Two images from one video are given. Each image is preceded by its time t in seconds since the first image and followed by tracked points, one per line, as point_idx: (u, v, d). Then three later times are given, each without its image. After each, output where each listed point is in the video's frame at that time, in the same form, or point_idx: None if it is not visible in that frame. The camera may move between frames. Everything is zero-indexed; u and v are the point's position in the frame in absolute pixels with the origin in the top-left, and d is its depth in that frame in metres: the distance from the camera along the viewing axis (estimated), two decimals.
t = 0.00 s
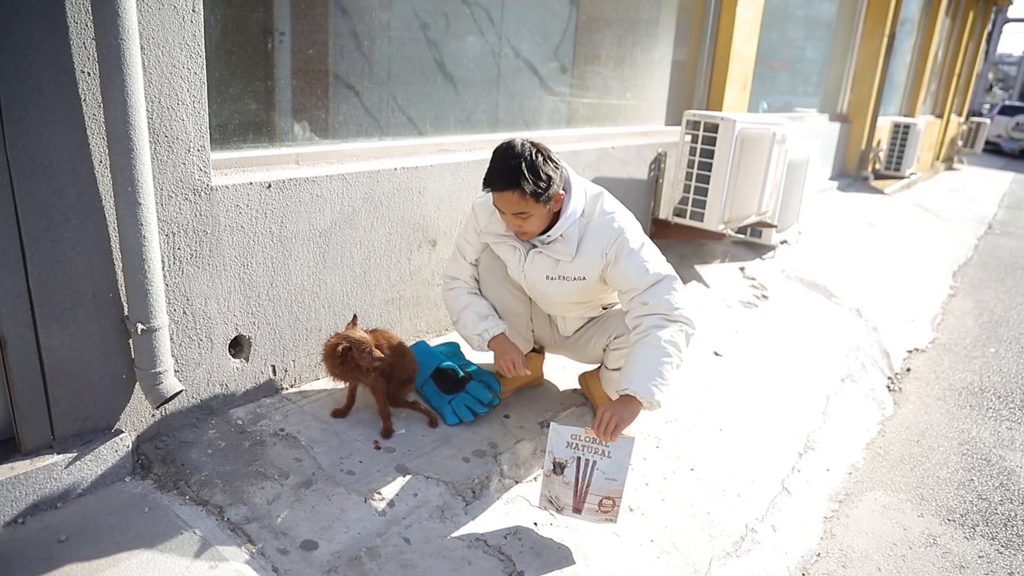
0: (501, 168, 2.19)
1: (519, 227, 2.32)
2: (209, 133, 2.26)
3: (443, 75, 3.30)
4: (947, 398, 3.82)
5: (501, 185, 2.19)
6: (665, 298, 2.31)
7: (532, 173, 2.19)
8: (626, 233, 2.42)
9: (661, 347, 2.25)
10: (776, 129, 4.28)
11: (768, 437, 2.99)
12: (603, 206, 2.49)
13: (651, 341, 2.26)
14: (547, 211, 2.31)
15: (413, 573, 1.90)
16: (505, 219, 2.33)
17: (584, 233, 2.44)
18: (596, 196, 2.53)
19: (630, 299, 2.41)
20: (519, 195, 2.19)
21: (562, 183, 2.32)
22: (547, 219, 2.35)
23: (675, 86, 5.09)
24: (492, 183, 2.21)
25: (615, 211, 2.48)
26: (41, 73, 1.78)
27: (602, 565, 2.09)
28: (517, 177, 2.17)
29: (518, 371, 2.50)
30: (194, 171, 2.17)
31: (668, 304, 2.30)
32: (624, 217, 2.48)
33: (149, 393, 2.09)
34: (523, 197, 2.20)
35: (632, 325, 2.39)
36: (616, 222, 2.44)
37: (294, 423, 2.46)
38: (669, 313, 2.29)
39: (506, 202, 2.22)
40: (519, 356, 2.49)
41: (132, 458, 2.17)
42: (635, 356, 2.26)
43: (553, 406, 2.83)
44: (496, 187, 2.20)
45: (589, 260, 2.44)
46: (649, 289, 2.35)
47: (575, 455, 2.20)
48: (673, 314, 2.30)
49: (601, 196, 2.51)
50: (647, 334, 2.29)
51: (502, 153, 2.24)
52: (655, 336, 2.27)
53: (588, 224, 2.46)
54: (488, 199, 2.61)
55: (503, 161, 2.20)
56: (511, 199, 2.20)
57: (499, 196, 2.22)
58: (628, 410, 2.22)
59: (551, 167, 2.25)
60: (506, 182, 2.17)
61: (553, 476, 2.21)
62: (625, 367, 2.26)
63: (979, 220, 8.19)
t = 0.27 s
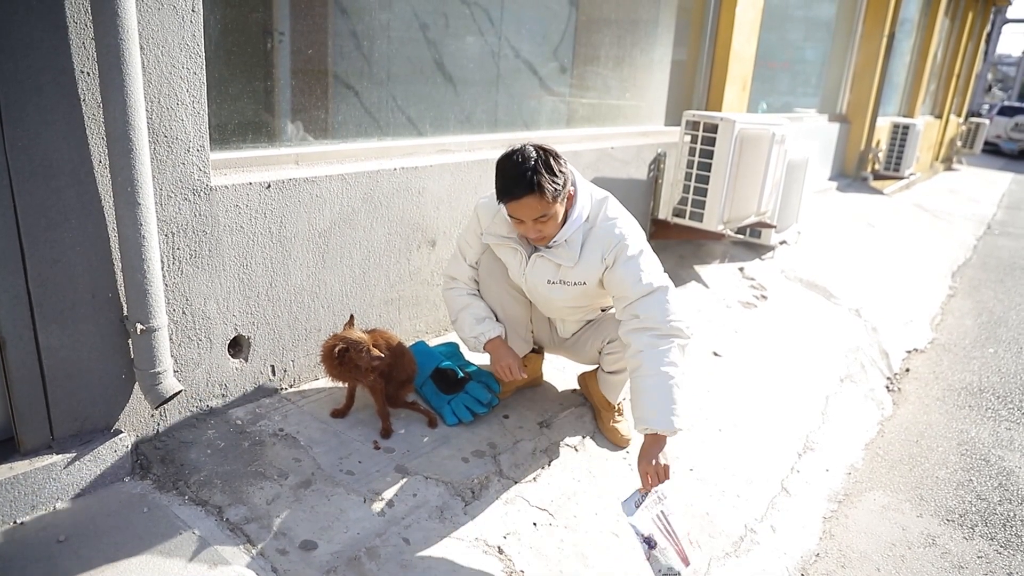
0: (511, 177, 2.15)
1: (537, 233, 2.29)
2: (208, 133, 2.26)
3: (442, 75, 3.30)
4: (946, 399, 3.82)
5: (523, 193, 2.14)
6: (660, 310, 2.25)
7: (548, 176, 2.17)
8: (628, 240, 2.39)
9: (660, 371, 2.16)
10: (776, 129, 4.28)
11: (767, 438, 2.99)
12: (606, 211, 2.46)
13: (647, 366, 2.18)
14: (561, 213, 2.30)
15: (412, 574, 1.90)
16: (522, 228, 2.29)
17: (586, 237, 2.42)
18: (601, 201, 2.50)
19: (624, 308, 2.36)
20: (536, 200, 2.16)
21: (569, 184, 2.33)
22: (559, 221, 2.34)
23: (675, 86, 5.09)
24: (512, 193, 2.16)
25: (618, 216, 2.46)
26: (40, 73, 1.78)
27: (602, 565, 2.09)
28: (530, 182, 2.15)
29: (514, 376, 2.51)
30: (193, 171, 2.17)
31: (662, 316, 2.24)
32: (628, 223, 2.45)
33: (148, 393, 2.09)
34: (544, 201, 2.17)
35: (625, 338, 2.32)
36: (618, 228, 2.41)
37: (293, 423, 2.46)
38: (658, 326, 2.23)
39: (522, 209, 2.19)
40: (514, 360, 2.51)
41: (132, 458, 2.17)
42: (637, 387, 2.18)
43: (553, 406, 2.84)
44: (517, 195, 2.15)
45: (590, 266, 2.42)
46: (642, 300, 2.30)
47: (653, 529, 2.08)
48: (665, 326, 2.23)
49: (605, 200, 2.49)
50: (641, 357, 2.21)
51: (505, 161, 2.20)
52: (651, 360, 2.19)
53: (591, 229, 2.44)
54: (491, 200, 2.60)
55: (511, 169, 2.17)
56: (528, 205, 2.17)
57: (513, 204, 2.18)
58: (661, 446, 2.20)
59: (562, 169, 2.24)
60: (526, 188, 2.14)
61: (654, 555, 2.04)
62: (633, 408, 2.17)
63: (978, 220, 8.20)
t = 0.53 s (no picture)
0: (516, 183, 2.14)
1: (539, 240, 2.28)
2: (207, 132, 2.26)
3: (442, 75, 3.30)
4: (945, 398, 3.82)
5: (524, 200, 2.14)
6: (655, 325, 2.22)
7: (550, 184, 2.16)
8: (628, 248, 2.36)
9: (651, 392, 2.16)
10: (775, 128, 4.28)
11: (766, 437, 2.99)
12: (609, 217, 2.44)
13: (638, 386, 2.18)
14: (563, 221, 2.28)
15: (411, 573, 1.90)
16: (524, 234, 2.28)
17: (588, 243, 2.40)
18: (604, 206, 2.48)
19: (621, 318, 2.33)
20: (541, 207, 2.16)
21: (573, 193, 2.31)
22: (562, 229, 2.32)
23: (674, 85, 5.09)
24: (513, 200, 2.15)
25: (620, 223, 2.43)
26: (39, 71, 1.77)
27: (601, 564, 2.09)
28: (534, 189, 2.14)
29: (509, 375, 2.53)
30: (192, 170, 2.17)
31: (657, 331, 2.20)
32: (630, 231, 2.42)
33: (147, 392, 2.09)
34: (545, 209, 2.16)
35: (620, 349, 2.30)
36: (619, 235, 2.38)
37: (293, 422, 2.46)
38: (650, 342, 2.20)
39: (527, 216, 2.18)
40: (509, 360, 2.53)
41: (131, 457, 2.17)
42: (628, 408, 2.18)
43: (552, 405, 2.84)
44: (518, 203, 2.15)
45: (590, 273, 2.40)
46: (638, 312, 2.26)
47: (654, 531, 2.26)
48: (658, 344, 2.20)
49: (609, 206, 2.47)
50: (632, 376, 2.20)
51: (510, 166, 2.20)
52: (643, 380, 2.18)
53: (593, 234, 2.41)
54: (493, 200, 2.60)
55: (515, 175, 2.16)
56: (533, 212, 2.16)
57: (517, 211, 2.17)
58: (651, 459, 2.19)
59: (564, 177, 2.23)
60: (527, 196, 2.13)
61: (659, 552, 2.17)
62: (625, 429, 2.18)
63: (977, 219, 8.20)
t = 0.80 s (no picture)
0: (507, 183, 2.18)
1: (523, 239, 2.33)
2: (207, 131, 2.25)
3: (442, 74, 3.30)
4: (945, 399, 3.82)
5: (502, 203, 2.20)
6: (654, 334, 2.21)
7: (535, 193, 2.16)
8: (630, 256, 2.36)
9: (648, 404, 2.17)
10: (776, 129, 4.28)
11: (766, 438, 2.99)
12: (611, 223, 2.42)
13: (635, 398, 2.19)
14: (553, 230, 2.26)
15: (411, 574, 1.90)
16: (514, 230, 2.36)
17: (589, 249, 2.38)
18: (607, 212, 2.45)
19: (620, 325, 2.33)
20: (521, 213, 2.19)
21: (573, 203, 2.26)
22: (554, 236, 2.31)
23: (674, 86, 5.09)
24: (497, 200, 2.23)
25: (622, 229, 2.42)
26: (39, 71, 1.77)
27: (601, 564, 2.09)
28: (521, 196, 2.16)
29: (505, 374, 2.54)
30: (192, 169, 2.16)
31: (656, 342, 2.20)
32: (632, 237, 2.41)
33: (146, 392, 2.08)
34: (523, 216, 2.19)
35: (618, 358, 2.31)
36: (621, 242, 2.37)
37: (292, 422, 2.46)
38: (648, 352, 2.20)
39: (508, 216, 2.23)
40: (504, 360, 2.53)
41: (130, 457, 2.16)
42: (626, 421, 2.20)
43: (552, 406, 2.84)
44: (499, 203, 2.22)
45: (590, 279, 2.39)
46: (637, 321, 2.26)
47: (649, 531, 2.26)
48: (655, 355, 2.20)
49: (613, 212, 2.44)
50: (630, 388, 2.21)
51: (515, 165, 2.22)
52: (640, 392, 2.19)
53: (594, 240, 2.39)
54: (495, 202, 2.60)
55: (512, 175, 2.19)
56: (514, 215, 2.21)
57: (503, 209, 2.23)
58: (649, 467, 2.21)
59: (560, 187, 2.20)
60: (506, 200, 2.19)
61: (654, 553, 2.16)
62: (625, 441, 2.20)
63: (977, 220, 8.20)
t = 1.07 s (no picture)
0: (497, 183, 2.20)
1: (515, 237, 2.35)
2: (206, 130, 2.25)
3: (442, 73, 3.30)
4: (944, 397, 3.82)
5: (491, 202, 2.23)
6: (653, 331, 2.20)
7: (525, 194, 2.17)
8: (628, 253, 2.33)
9: (638, 400, 2.19)
10: (775, 127, 4.28)
11: (765, 436, 2.99)
12: (609, 221, 2.41)
13: (630, 395, 2.20)
14: (543, 229, 2.28)
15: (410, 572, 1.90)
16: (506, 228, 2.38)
17: (585, 246, 2.38)
18: (603, 210, 2.45)
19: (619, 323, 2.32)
20: (510, 212, 2.21)
21: (565, 202, 2.26)
22: (545, 236, 2.33)
23: (674, 84, 5.09)
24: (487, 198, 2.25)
25: (621, 227, 2.40)
26: (37, 69, 1.77)
27: (601, 563, 2.09)
28: (511, 195, 2.18)
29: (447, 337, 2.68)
30: (190, 168, 2.16)
31: (655, 339, 2.19)
32: (630, 235, 2.40)
33: (145, 390, 2.08)
34: (512, 216, 2.22)
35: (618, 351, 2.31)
36: (619, 240, 2.35)
37: (291, 420, 2.46)
38: (647, 349, 2.20)
39: (500, 215, 2.26)
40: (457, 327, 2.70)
41: (129, 455, 2.16)
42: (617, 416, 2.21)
43: (551, 404, 2.84)
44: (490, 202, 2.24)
45: (587, 276, 2.38)
46: (637, 317, 2.24)
47: (655, 543, 2.22)
48: (654, 353, 2.19)
49: (609, 210, 2.45)
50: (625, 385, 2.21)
51: (508, 163, 2.23)
52: (632, 387, 2.20)
53: (591, 237, 2.39)
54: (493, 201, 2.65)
55: (503, 174, 2.21)
56: (504, 214, 2.24)
57: (494, 208, 2.26)
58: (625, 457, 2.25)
59: (552, 187, 2.19)
60: (495, 200, 2.21)
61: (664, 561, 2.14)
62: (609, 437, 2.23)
63: (977, 219, 8.20)
